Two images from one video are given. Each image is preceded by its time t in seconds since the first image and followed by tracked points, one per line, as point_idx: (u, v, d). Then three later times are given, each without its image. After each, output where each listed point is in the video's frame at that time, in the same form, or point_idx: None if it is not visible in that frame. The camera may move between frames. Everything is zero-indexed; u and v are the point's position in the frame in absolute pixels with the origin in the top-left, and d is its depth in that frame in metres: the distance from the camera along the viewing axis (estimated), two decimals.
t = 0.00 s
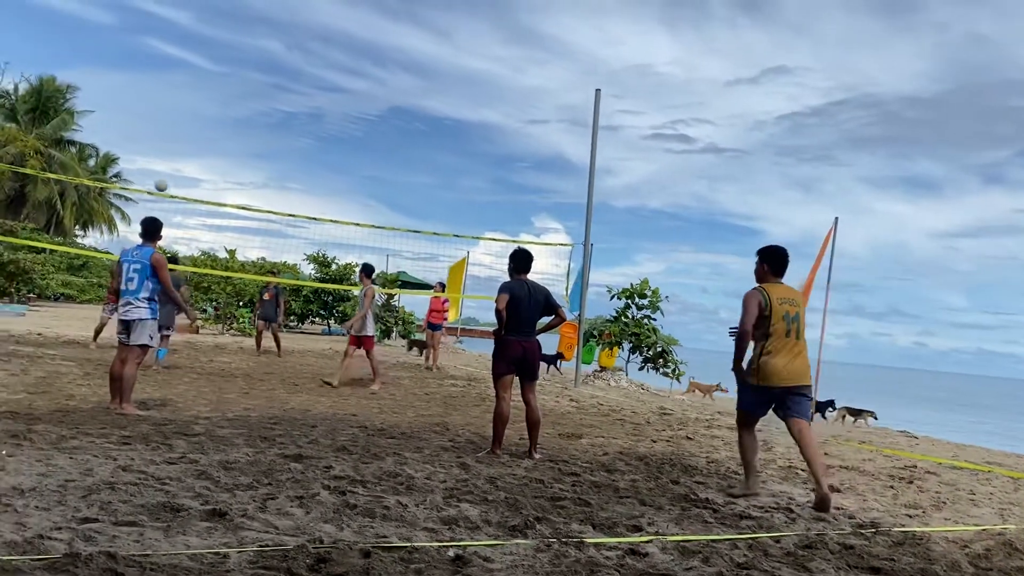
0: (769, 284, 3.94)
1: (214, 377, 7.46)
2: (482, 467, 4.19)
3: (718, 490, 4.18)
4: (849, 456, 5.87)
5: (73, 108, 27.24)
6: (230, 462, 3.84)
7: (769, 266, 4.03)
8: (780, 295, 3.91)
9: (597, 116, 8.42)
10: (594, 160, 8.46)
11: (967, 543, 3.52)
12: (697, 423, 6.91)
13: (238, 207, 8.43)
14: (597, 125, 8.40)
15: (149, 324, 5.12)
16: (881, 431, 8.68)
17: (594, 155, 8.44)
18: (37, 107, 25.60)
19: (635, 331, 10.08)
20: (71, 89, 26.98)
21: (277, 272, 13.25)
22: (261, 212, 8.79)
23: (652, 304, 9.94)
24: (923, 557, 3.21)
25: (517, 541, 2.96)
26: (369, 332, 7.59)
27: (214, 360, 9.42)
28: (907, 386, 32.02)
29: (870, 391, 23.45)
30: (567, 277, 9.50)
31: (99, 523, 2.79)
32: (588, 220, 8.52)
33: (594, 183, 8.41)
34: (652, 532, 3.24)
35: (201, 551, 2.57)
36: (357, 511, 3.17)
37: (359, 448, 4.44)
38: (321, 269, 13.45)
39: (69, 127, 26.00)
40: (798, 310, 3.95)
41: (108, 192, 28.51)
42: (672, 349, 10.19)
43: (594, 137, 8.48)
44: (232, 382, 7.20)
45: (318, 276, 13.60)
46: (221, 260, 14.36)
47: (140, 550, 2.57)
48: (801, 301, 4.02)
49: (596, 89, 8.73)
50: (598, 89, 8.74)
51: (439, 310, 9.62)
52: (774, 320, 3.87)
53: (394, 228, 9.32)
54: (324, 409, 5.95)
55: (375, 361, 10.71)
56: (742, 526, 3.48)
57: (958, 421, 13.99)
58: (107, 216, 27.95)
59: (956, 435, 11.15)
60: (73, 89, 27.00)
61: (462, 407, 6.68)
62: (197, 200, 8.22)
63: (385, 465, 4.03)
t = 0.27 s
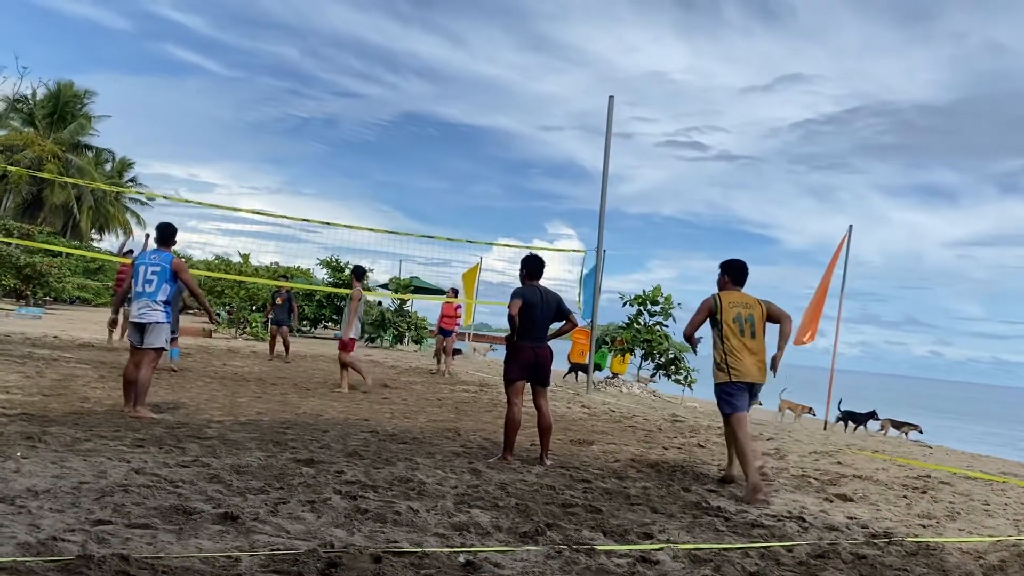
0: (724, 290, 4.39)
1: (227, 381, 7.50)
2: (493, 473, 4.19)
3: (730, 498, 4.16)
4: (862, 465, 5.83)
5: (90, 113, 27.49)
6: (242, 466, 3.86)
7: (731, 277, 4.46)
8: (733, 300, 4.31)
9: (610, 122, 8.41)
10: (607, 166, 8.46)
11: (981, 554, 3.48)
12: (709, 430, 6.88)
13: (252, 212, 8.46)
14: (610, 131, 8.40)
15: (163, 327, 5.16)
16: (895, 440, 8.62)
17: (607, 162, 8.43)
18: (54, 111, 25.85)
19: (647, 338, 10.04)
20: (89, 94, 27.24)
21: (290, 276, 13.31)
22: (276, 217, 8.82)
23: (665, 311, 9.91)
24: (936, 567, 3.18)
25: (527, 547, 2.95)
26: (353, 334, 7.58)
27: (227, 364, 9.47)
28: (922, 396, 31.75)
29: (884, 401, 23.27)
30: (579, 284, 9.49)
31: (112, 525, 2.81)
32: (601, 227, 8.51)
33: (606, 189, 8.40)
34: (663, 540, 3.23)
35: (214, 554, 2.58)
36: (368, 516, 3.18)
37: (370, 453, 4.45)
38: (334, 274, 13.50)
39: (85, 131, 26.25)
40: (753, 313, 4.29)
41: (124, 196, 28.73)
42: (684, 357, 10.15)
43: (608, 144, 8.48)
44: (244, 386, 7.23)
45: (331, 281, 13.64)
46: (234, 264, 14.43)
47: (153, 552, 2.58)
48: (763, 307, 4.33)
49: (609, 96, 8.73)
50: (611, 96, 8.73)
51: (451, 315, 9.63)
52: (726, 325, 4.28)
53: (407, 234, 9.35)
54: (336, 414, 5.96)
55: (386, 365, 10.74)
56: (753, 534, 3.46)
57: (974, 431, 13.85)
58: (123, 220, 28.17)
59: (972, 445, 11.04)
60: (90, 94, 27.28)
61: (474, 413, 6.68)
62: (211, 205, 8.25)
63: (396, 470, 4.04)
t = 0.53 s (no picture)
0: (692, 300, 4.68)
1: (233, 384, 7.52)
2: (499, 477, 4.19)
3: (736, 504, 4.15)
4: (869, 472, 5.80)
5: (98, 116, 27.60)
6: (248, 469, 3.86)
7: (696, 288, 4.76)
8: (702, 310, 4.63)
9: (616, 127, 8.42)
10: (614, 171, 8.46)
11: (988, 562, 3.46)
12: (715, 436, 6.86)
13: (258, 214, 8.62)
14: (617, 137, 8.40)
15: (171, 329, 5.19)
16: (901, 447, 8.58)
17: (614, 166, 8.43)
18: (63, 114, 25.98)
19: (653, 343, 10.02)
20: (98, 98, 27.37)
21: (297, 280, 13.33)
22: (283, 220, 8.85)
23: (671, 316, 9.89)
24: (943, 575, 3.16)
25: (532, 552, 2.95)
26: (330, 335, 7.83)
27: (233, 367, 9.49)
28: (929, 403, 31.62)
29: (891, 407, 23.17)
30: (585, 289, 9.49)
31: (119, 527, 2.81)
32: (608, 232, 8.51)
33: (613, 194, 8.39)
34: (668, 545, 3.22)
35: (219, 557, 2.59)
36: (373, 520, 3.18)
37: (376, 457, 4.45)
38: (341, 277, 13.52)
39: (94, 134, 26.35)
40: (719, 323, 4.63)
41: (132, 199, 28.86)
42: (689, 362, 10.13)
43: (614, 148, 8.48)
44: (251, 389, 7.24)
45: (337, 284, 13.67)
46: (241, 267, 14.47)
47: (159, 555, 2.58)
48: (727, 318, 4.69)
49: (616, 101, 8.73)
50: (618, 100, 8.74)
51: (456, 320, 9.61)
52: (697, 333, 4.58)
53: (414, 238, 9.36)
54: (342, 417, 5.97)
55: (392, 369, 10.75)
56: (759, 540, 3.45)
57: (982, 438, 13.77)
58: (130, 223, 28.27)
59: (980, 453, 10.98)
60: (99, 97, 27.40)
61: (479, 417, 6.69)
62: (218, 207, 8.49)
63: (402, 474, 4.04)
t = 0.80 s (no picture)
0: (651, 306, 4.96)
1: (232, 386, 7.51)
2: (499, 480, 4.18)
3: (736, 508, 4.14)
4: (869, 476, 5.80)
5: (99, 118, 27.61)
6: (247, 471, 3.86)
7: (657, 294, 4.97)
8: (660, 318, 4.92)
9: (616, 131, 8.43)
10: (615, 174, 8.46)
11: (988, 567, 3.46)
12: (715, 440, 6.86)
13: (259, 217, 8.26)
14: (617, 140, 8.41)
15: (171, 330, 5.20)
16: (901, 452, 8.56)
17: (614, 169, 8.43)
18: (64, 116, 26.01)
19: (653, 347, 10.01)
20: (98, 100, 27.38)
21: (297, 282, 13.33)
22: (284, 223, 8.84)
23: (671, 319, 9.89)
24: None
25: (532, 555, 2.95)
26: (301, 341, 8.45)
27: (233, 369, 9.49)
28: (929, 407, 31.59)
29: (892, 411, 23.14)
30: (586, 292, 9.48)
31: (118, 529, 2.81)
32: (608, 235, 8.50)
33: (614, 197, 8.39)
34: (668, 549, 3.21)
35: (218, 559, 2.59)
36: (373, 523, 3.17)
37: (375, 459, 4.45)
38: (341, 280, 13.52)
39: (95, 136, 26.34)
40: (677, 330, 4.92)
41: (132, 201, 28.88)
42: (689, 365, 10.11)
43: (614, 152, 8.49)
44: (250, 391, 7.24)
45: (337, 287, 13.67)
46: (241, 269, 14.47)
47: (158, 557, 2.58)
48: (683, 322, 4.98)
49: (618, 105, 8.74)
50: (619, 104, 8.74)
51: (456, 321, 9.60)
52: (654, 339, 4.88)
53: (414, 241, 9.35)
54: (341, 420, 5.96)
55: (392, 372, 10.74)
56: (759, 545, 3.45)
57: (983, 443, 13.75)
58: (130, 224, 28.27)
59: (980, 457, 10.96)
60: (100, 99, 27.41)
61: (479, 420, 6.68)
62: (217, 210, 8.27)
63: (401, 477, 4.04)
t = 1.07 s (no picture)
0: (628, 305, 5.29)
1: (228, 387, 7.50)
2: (495, 482, 4.18)
3: (732, 510, 4.14)
4: (864, 478, 5.81)
5: (96, 118, 27.56)
6: (243, 472, 3.85)
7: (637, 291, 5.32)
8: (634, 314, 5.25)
9: (614, 133, 8.44)
10: (611, 176, 8.47)
11: (983, 569, 3.47)
12: (711, 441, 6.87)
13: (256, 218, 8.17)
14: (614, 143, 8.42)
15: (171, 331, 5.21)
16: (898, 454, 8.57)
17: (611, 171, 8.44)
18: (60, 116, 25.96)
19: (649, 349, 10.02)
20: (95, 100, 27.34)
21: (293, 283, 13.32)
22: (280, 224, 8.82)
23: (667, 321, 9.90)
24: None
25: (528, 557, 2.95)
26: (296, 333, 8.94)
27: (228, 370, 9.47)
28: (925, 409, 31.66)
29: (888, 414, 23.19)
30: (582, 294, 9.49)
31: (113, 530, 2.81)
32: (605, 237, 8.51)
33: (610, 199, 8.40)
34: (664, 551, 3.22)
35: (214, 561, 2.58)
36: (368, 524, 3.17)
37: (371, 461, 4.44)
38: (337, 281, 13.51)
39: (91, 136, 26.29)
40: (648, 325, 5.22)
41: (128, 201, 28.83)
42: (685, 367, 10.13)
43: (611, 154, 8.49)
44: (246, 392, 7.23)
45: (334, 288, 13.66)
46: (237, 270, 14.46)
47: (153, 558, 2.58)
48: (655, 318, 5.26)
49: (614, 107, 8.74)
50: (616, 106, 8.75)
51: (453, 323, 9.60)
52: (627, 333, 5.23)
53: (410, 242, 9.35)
54: (337, 421, 5.96)
55: (388, 373, 10.74)
56: (755, 547, 3.45)
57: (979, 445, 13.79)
58: (126, 225, 28.23)
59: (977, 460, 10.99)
60: (96, 99, 27.36)
61: (476, 421, 6.68)
62: (213, 211, 8.27)
63: (397, 478, 4.04)
